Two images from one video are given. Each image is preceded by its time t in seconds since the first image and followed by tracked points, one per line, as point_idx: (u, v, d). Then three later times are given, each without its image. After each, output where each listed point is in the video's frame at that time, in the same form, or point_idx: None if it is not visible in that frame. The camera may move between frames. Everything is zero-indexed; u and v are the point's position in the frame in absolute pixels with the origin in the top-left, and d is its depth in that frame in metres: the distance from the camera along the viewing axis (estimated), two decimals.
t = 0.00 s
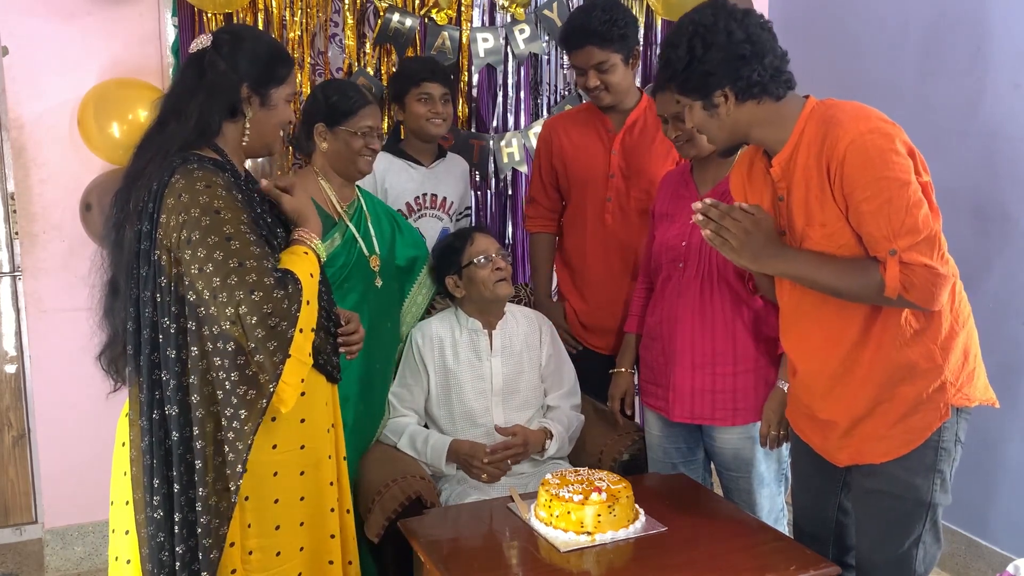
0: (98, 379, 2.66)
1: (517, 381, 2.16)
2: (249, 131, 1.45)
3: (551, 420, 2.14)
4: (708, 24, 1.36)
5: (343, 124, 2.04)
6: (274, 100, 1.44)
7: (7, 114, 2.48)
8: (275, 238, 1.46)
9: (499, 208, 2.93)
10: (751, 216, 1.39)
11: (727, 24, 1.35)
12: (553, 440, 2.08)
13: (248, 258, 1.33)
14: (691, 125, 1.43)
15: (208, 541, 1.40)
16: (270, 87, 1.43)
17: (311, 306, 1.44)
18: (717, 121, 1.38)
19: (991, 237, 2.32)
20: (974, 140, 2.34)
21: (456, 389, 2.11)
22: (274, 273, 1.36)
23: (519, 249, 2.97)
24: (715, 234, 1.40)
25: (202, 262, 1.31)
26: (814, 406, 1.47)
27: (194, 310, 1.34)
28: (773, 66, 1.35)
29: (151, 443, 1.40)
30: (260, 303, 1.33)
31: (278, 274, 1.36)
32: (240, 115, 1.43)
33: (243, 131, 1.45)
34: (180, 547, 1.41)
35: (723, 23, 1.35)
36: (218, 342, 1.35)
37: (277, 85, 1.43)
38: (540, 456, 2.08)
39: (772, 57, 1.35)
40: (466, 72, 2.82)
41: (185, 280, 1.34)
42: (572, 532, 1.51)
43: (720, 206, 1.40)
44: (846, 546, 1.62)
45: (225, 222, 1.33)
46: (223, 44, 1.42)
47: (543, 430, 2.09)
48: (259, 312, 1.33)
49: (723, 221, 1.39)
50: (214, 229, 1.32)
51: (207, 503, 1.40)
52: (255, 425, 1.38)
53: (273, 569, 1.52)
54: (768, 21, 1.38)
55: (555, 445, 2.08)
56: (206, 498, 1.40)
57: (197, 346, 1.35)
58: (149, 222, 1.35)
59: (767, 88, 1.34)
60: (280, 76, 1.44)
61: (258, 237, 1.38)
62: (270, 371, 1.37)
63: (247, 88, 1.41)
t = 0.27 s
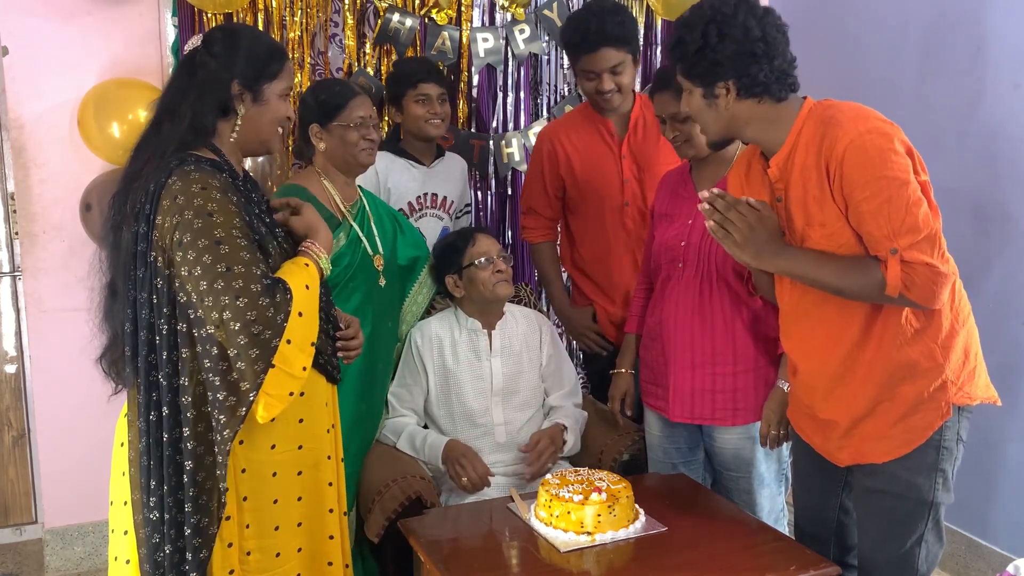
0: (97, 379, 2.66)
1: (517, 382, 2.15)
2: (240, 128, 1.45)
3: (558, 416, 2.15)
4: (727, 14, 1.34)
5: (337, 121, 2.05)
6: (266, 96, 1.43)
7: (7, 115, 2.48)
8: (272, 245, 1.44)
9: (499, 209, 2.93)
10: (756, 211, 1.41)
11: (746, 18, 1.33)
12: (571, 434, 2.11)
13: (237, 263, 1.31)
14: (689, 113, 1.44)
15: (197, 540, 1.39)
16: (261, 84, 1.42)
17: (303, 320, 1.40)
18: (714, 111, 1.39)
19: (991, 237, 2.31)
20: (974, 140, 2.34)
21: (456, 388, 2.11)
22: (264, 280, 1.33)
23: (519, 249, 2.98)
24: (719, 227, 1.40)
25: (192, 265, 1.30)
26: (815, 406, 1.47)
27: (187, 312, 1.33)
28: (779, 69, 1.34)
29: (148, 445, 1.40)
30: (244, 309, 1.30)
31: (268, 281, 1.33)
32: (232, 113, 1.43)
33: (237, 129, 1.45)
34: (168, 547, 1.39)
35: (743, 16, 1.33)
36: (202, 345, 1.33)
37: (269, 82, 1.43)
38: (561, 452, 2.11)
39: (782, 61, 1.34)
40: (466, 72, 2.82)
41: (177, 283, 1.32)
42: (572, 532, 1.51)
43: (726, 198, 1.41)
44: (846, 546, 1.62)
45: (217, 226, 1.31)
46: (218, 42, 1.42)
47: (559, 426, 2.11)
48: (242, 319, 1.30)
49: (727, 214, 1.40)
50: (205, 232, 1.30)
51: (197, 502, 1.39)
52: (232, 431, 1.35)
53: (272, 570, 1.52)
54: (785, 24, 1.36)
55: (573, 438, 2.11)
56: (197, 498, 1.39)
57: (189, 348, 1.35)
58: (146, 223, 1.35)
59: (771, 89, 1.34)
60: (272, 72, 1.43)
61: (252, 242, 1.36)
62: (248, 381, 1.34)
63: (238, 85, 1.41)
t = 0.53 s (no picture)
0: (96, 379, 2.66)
1: (517, 382, 2.15)
2: (234, 126, 1.45)
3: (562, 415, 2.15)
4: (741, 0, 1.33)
5: (331, 121, 2.05)
6: (259, 93, 1.43)
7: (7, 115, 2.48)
8: (266, 247, 1.44)
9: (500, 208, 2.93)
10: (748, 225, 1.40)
11: (759, 6, 1.33)
12: (580, 435, 2.12)
13: (230, 266, 1.31)
14: (694, 101, 1.44)
15: (197, 541, 1.39)
16: (255, 82, 1.42)
17: (293, 323, 1.40)
18: (721, 99, 1.39)
19: (991, 237, 2.31)
20: (973, 140, 2.34)
21: (456, 388, 2.11)
22: (256, 283, 1.33)
23: (519, 250, 2.98)
24: (713, 247, 1.40)
25: (185, 268, 1.30)
26: (814, 405, 1.47)
27: (180, 314, 1.33)
28: (789, 60, 1.34)
29: (146, 446, 1.40)
30: (235, 312, 1.30)
31: (260, 284, 1.33)
32: (225, 112, 1.43)
33: (231, 127, 1.45)
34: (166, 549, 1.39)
35: (756, 4, 1.33)
36: (193, 348, 1.33)
37: (263, 79, 1.43)
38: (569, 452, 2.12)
39: (791, 52, 1.34)
40: (466, 72, 2.82)
41: (170, 285, 1.32)
42: (572, 532, 1.51)
43: (715, 219, 1.40)
44: (846, 546, 1.62)
45: (210, 228, 1.31)
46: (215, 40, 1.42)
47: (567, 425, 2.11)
48: (234, 322, 1.30)
49: (719, 234, 1.39)
50: (198, 235, 1.30)
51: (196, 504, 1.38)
52: (220, 436, 1.35)
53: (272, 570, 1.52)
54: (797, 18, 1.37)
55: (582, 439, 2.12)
56: (193, 498, 1.38)
57: (183, 349, 1.35)
58: (140, 225, 1.35)
59: (779, 79, 1.35)
60: (266, 69, 1.43)
61: (245, 245, 1.36)
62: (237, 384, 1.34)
63: (231, 83, 1.41)
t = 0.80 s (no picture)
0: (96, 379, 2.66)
1: (517, 381, 2.15)
2: (237, 129, 1.45)
3: (557, 417, 2.15)
4: (729, 6, 1.33)
5: (328, 122, 2.05)
6: (264, 98, 1.45)
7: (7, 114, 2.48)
8: (265, 246, 1.44)
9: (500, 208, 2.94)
10: (749, 226, 1.40)
11: (748, 10, 1.33)
12: (564, 436, 2.09)
13: (228, 266, 1.31)
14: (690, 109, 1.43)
15: (196, 542, 1.39)
16: (260, 85, 1.43)
17: (291, 322, 1.40)
18: (716, 107, 1.38)
19: (991, 237, 2.31)
20: (973, 140, 2.34)
21: (455, 388, 2.11)
22: (255, 282, 1.33)
23: (519, 249, 2.98)
24: (716, 249, 1.40)
25: (182, 269, 1.30)
26: (815, 406, 1.47)
27: (178, 316, 1.33)
28: (783, 61, 1.34)
29: (144, 447, 1.40)
30: (235, 312, 1.30)
31: (258, 284, 1.33)
32: (230, 114, 1.44)
33: (233, 130, 1.45)
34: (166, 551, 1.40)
35: (743, 10, 1.33)
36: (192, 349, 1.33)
37: (268, 83, 1.44)
38: (554, 455, 2.08)
39: (784, 53, 1.34)
40: (466, 72, 2.82)
41: (168, 286, 1.32)
42: (572, 532, 1.51)
43: (717, 221, 1.40)
44: (846, 546, 1.62)
45: (208, 229, 1.31)
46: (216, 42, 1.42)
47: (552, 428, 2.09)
48: (232, 322, 1.30)
49: (722, 236, 1.39)
50: (196, 235, 1.30)
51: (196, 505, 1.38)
52: (221, 436, 1.35)
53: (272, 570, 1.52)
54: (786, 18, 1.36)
55: (566, 441, 2.09)
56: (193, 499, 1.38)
57: (181, 350, 1.35)
58: (138, 226, 1.34)
59: (772, 83, 1.34)
60: (271, 74, 1.44)
61: (244, 244, 1.36)
62: (238, 384, 1.34)
63: (237, 87, 1.41)
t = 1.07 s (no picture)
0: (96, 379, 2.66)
1: (517, 380, 2.15)
2: (236, 129, 1.45)
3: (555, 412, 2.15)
4: (716, 17, 1.33)
5: (325, 124, 2.05)
6: (264, 100, 1.44)
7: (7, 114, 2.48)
8: (265, 246, 1.44)
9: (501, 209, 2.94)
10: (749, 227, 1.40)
11: (735, 19, 1.33)
12: (562, 428, 2.09)
13: (229, 266, 1.31)
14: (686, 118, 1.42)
15: (192, 543, 1.39)
16: (260, 86, 1.43)
17: (298, 318, 1.40)
18: (712, 115, 1.38)
19: (991, 237, 2.31)
20: (973, 140, 2.34)
21: (455, 389, 2.11)
22: (257, 282, 1.33)
23: (520, 248, 2.98)
24: (715, 251, 1.39)
25: (183, 269, 1.30)
26: (817, 407, 1.47)
27: (178, 316, 1.33)
28: (774, 66, 1.34)
29: (143, 448, 1.40)
30: (237, 312, 1.30)
31: (261, 283, 1.33)
32: (230, 114, 1.43)
33: (233, 129, 1.45)
34: (164, 552, 1.40)
35: (731, 18, 1.33)
36: (194, 349, 1.33)
37: (268, 84, 1.44)
38: (551, 447, 2.08)
39: (775, 58, 1.34)
40: (466, 72, 2.82)
41: (169, 286, 1.32)
42: (572, 532, 1.51)
43: (716, 223, 1.40)
44: (847, 546, 1.62)
45: (208, 229, 1.31)
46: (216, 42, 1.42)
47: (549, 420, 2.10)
48: (235, 322, 1.30)
49: (721, 237, 1.39)
50: (197, 235, 1.30)
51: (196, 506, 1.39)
52: (229, 434, 1.35)
53: (271, 570, 1.52)
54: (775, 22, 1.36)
55: (564, 433, 2.09)
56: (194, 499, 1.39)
57: (182, 351, 1.35)
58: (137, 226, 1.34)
59: (767, 87, 1.34)
60: (272, 75, 1.44)
61: (245, 244, 1.36)
62: (244, 383, 1.34)
63: (237, 87, 1.41)
